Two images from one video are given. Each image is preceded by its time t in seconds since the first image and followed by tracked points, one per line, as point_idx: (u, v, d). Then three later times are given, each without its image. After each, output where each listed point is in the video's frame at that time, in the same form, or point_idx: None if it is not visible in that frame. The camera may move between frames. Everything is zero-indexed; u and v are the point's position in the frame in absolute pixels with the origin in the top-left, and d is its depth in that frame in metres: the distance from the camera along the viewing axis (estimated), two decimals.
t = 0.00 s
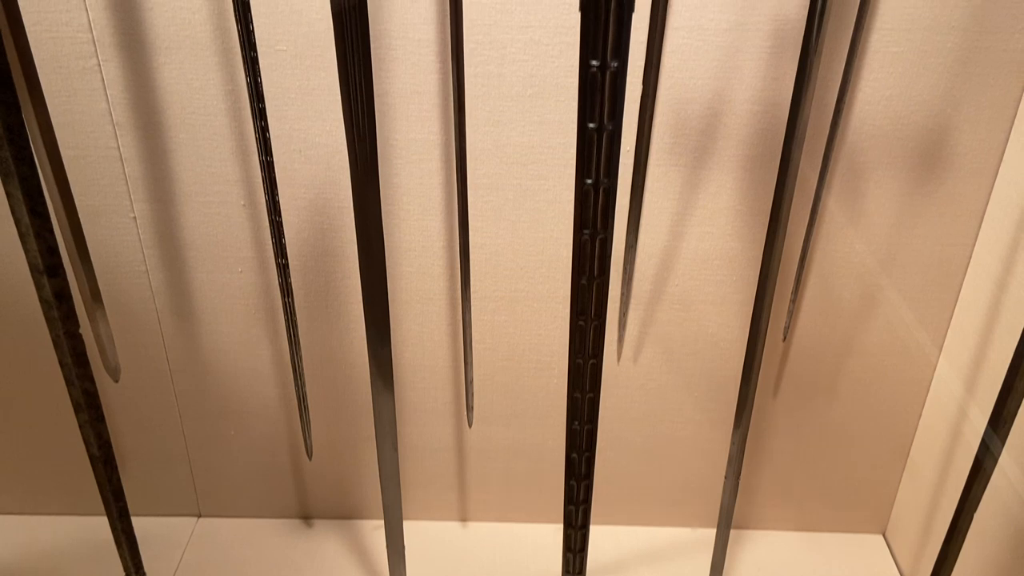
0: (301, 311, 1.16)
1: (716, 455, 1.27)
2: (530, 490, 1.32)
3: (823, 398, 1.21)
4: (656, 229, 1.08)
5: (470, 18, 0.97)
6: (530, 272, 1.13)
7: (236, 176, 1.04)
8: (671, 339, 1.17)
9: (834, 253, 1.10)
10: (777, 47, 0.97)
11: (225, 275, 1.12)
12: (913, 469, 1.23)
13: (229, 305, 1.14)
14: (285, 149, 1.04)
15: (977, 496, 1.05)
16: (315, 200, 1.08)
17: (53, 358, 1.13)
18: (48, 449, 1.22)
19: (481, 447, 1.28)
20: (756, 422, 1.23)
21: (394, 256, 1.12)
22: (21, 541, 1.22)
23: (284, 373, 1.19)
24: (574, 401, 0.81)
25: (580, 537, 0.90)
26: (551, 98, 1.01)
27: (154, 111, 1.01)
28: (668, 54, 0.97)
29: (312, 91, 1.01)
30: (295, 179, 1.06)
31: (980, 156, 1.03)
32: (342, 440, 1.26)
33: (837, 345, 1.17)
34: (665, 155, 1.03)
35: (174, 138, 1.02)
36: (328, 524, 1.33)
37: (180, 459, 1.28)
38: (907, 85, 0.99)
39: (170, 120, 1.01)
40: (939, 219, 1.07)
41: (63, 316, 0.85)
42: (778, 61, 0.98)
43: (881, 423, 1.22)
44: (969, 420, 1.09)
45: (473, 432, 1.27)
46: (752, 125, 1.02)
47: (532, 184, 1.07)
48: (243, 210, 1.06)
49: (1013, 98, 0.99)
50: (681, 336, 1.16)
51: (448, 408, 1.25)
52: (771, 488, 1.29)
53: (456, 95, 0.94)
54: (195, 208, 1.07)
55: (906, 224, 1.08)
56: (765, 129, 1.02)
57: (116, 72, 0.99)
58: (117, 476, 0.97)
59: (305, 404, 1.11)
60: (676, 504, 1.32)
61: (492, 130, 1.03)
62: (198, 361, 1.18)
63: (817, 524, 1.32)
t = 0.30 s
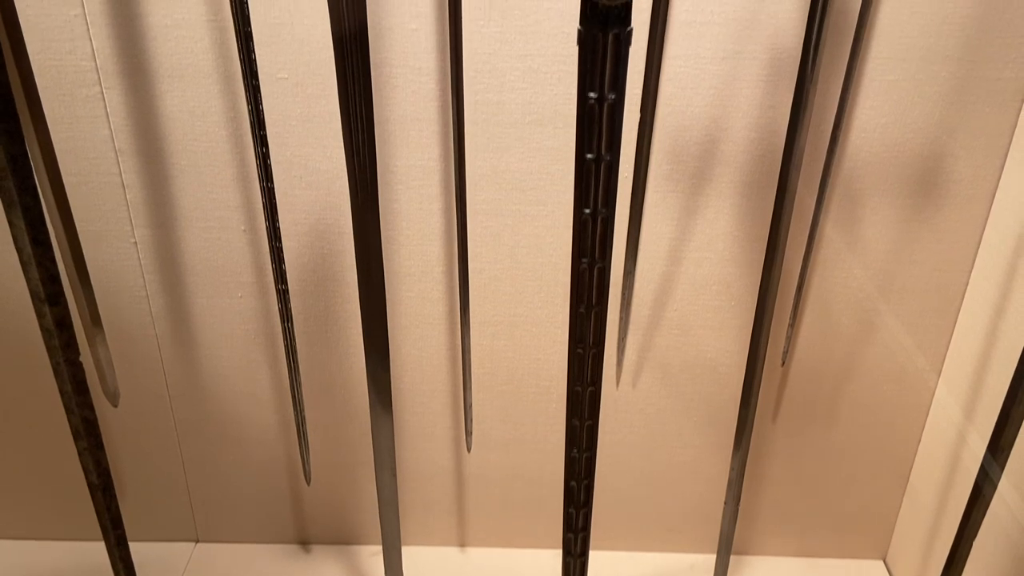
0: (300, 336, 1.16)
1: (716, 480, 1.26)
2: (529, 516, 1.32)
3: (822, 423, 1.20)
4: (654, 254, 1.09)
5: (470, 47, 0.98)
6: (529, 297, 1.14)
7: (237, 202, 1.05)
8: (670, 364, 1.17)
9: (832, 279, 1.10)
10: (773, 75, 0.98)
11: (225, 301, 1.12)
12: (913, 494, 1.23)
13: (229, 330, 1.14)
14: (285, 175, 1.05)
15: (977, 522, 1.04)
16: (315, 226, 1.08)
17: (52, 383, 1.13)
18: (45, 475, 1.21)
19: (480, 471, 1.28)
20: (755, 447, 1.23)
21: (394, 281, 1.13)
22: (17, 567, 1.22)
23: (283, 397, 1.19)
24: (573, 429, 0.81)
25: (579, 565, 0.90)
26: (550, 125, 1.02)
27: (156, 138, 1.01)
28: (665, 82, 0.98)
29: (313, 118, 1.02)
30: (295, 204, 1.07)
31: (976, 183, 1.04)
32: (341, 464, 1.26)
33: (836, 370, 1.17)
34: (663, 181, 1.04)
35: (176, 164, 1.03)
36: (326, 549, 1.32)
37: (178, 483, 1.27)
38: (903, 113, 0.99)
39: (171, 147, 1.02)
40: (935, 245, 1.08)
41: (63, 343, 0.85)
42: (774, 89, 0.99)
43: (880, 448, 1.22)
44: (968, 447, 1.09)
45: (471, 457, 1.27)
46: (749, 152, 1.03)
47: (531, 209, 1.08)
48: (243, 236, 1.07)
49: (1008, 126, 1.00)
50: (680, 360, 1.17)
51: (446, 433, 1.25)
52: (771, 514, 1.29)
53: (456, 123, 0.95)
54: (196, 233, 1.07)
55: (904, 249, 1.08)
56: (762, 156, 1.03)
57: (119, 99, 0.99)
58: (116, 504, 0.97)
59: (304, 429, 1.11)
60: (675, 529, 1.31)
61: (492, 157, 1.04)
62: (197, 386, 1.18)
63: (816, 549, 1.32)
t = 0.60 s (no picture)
0: (299, 356, 1.16)
1: (715, 500, 1.26)
2: (528, 536, 1.31)
3: (821, 443, 1.20)
4: (652, 274, 1.09)
5: (468, 69, 0.98)
6: (528, 318, 1.14)
7: (237, 223, 1.05)
8: (668, 384, 1.17)
9: (829, 299, 1.11)
10: (769, 97, 0.98)
11: (224, 321, 1.12)
12: (913, 514, 1.23)
13: (228, 350, 1.14)
14: (285, 196, 1.06)
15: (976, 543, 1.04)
16: (315, 246, 1.09)
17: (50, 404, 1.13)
18: (41, 496, 1.21)
19: (479, 491, 1.28)
20: (754, 467, 1.22)
21: (393, 302, 1.13)
22: None
23: (282, 417, 1.19)
24: (570, 451, 0.81)
25: None
26: (548, 146, 1.03)
27: (157, 159, 1.02)
28: (662, 105, 0.98)
29: (312, 140, 1.02)
30: (294, 225, 1.07)
31: (972, 205, 1.04)
32: (339, 485, 1.26)
33: (834, 391, 1.17)
34: (661, 202, 1.04)
35: (176, 185, 1.03)
36: (324, 570, 1.32)
37: (176, 504, 1.27)
38: (898, 136, 1.00)
39: (172, 168, 1.02)
40: (932, 266, 1.08)
41: (61, 366, 0.85)
42: (770, 111, 0.99)
43: (879, 468, 1.22)
44: (967, 467, 1.10)
45: (470, 477, 1.27)
46: (746, 174, 1.03)
47: (529, 229, 1.08)
48: (243, 256, 1.08)
49: (1003, 148, 1.01)
50: (678, 380, 1.17)
51: (445, 453, 1.25)
52: (771, 534, 1.28)
53: (454, 146, 0.95)
54: (196, 254, 1.08)
55: (901, 270, 1.09)
56: (759, 177, 1.04)
57: (120, 121, 1.00)
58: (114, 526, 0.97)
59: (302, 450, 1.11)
60: (674, 550, 1.31)
61: (490, 178, 1.05)
62: (195, 406, 1.18)
63: (816, 570, 1.31)
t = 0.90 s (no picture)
0: (297, 380, 1.17)
1: (714, 526, 1.26)
2: (526, 562, 1.31)
3: (820, 468, 1.20)
4: (650, 299, 1.09)
5: (467, 97, 0.99)
6: (526, 343, 1.14)
7: (236, 249, 1.06)
8: (666, 409, 1.17)
9: (827, 325, 1.11)
10: (765, 125, 0.99)
11: (223, 346, 1.13)
12: (912, 539, 1.22)
13: (227, 375, 1.15)
14: (284, 222, 1.06)
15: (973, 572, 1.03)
16: (314, 272, 1.09)
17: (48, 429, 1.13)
18: (36, 523, 1.20)
19: (477, 516, 1.28)
20: (753, 492, 1.22)
21: (391, 327, 1.13)
22: None
23: (279, 442, 1.19)
24: (569, 480, 0.81)
25: None
26: (546, 173, 1.03)
27: (157, 186, 1.03)
28: (659, 132, 0.99)
29: (312, 167, 1.03)
30: (294, 251, 1.08)
31: (968, 231, 1.05)
32: (337, 509, 1.25)
33: (833, 416, 1.17)
34: (659, 228, 1.05)
35: (176, 212, 1.04)
36: None
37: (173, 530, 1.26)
38: (893, 163, 1.01)
39: (173, 195, 1.03)
40: (929, 291, 1.09)
41: (61, 396, 0.86)
42: (765, 139, 1.00)
43: (879, 493, 1.22)
44: (966, 493, 1.10)
45: (469, 502, 1.26)
46: (742, 201, 1.04)
47: (527, 255, 1.09)
48: (243, 282, 1.08)
49: (998, 175, 1.02)
50: (676, 405, 1.17)
51: (443, 478, 1.24)
52: (770, 560, 1.28)
53: (453, 173, 0.96)
54: (196, 279, 1.08)
55: (897, 295, 1.09)
56: (755, 203, 1.04)
57: (122, 148, 1.01)
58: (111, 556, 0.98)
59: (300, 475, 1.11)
60: None
61: (489, 204, 1.05)
62: (193, 430, 1.18)
63: None
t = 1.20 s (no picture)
0: (296, 399, 1.16)
1: (715, 545, 1.25)
2: None
3: (820, 487, 1.20)
4: (649, 318, 1.09)
5: (467, 117, 1.00)
6: (526, 361, 1.14)
7: (237, 267, 1.06)
8: (666, 427, 1.17)
9: (826, 343, 1.11)
10: (764, 145, 1.00)
11: (222, 364, 1.13)
12: (914, 559, 1.22)
13: (226, 393, 1.14)
14: (284, 240, 1.06)
15: None
16: (313, 290, 1.09)
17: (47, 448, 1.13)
18: (34, 543, 1.20)
19: (477, 536, 1.27)
20: (754, 511, 1.22)
21: (391, 345, 1.13)
22: None
23: (278, 461, 1.19)
24: (569, 501, 0.81)
25: None
26: (545, 192, 1.04)
27: (158, 205, 1.03)
28: (658, 151, 1.00)
29: (312, 186, 1.03)
30: (294, 269, 1.08)
31: (966, 250, 1.05)
32: (336, 528, 1.25)
33: (833, 434, 1.16)
34: (658, 247, 1.05)
35: (177, 230, 1.04)
36: None
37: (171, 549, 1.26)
38: (891, 183, 1.01)
39: (173, 213, 1.03)
40: (928, 310, 1.09)
41: (60, 417, 0.87)
42: (764, 158, 1.00)
43: (879, 512, 1.22)
44: (967, 512, 1.09)
45: (468, 521, 1.26)
46: (741, 220, 1.04)
47: (527, 274, 1.09)
48: (243, 300, 1.08)
49: (996, 194, 1.02)
50: (676, 423, 1.17)
51: (442, 497, 1.24)
52: None
53: (453, 193, 0.97)
54: (196, 297, 1.08)
55: (896, 314, 1.09)
56: (754, 222, 1.04)
57: (124, 168, 1.01)
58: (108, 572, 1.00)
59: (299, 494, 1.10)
60: None
61: (488, 223, 1.06)
62: (192, 449, 1.18)
63: None
